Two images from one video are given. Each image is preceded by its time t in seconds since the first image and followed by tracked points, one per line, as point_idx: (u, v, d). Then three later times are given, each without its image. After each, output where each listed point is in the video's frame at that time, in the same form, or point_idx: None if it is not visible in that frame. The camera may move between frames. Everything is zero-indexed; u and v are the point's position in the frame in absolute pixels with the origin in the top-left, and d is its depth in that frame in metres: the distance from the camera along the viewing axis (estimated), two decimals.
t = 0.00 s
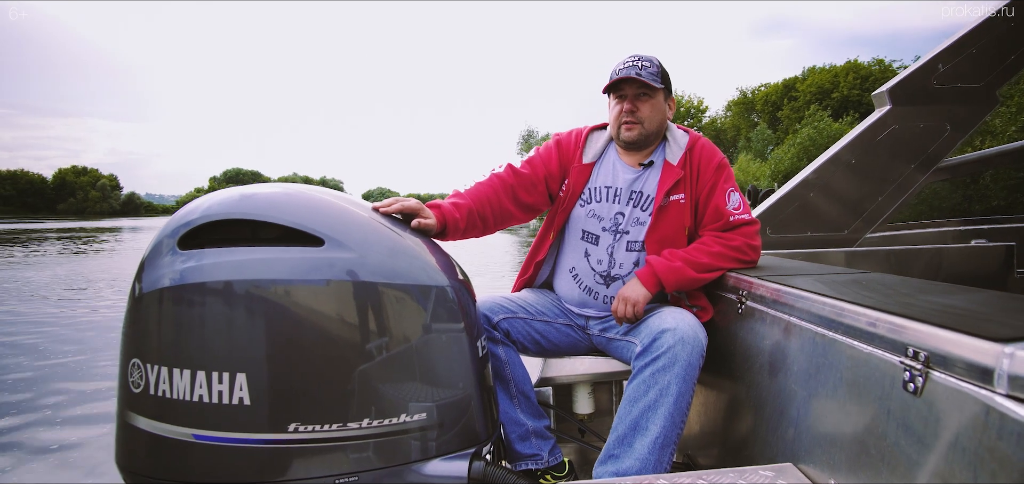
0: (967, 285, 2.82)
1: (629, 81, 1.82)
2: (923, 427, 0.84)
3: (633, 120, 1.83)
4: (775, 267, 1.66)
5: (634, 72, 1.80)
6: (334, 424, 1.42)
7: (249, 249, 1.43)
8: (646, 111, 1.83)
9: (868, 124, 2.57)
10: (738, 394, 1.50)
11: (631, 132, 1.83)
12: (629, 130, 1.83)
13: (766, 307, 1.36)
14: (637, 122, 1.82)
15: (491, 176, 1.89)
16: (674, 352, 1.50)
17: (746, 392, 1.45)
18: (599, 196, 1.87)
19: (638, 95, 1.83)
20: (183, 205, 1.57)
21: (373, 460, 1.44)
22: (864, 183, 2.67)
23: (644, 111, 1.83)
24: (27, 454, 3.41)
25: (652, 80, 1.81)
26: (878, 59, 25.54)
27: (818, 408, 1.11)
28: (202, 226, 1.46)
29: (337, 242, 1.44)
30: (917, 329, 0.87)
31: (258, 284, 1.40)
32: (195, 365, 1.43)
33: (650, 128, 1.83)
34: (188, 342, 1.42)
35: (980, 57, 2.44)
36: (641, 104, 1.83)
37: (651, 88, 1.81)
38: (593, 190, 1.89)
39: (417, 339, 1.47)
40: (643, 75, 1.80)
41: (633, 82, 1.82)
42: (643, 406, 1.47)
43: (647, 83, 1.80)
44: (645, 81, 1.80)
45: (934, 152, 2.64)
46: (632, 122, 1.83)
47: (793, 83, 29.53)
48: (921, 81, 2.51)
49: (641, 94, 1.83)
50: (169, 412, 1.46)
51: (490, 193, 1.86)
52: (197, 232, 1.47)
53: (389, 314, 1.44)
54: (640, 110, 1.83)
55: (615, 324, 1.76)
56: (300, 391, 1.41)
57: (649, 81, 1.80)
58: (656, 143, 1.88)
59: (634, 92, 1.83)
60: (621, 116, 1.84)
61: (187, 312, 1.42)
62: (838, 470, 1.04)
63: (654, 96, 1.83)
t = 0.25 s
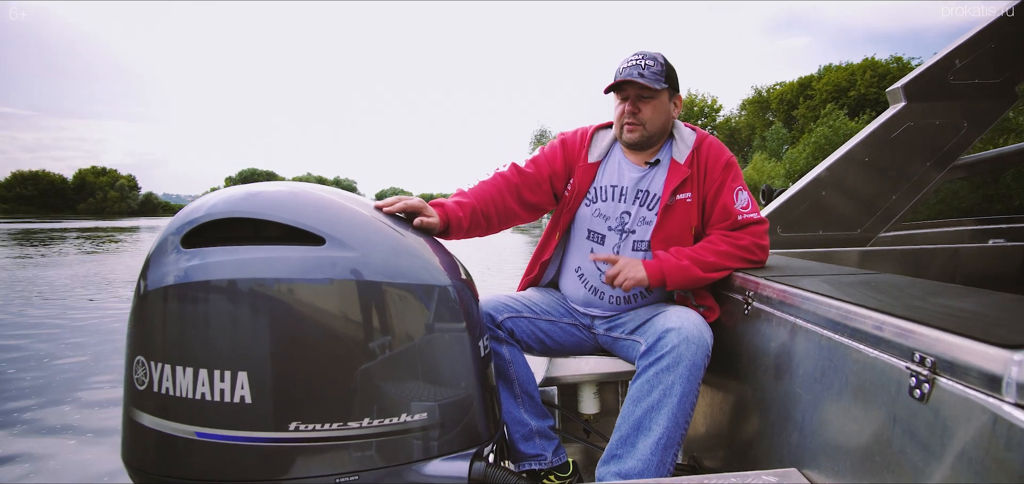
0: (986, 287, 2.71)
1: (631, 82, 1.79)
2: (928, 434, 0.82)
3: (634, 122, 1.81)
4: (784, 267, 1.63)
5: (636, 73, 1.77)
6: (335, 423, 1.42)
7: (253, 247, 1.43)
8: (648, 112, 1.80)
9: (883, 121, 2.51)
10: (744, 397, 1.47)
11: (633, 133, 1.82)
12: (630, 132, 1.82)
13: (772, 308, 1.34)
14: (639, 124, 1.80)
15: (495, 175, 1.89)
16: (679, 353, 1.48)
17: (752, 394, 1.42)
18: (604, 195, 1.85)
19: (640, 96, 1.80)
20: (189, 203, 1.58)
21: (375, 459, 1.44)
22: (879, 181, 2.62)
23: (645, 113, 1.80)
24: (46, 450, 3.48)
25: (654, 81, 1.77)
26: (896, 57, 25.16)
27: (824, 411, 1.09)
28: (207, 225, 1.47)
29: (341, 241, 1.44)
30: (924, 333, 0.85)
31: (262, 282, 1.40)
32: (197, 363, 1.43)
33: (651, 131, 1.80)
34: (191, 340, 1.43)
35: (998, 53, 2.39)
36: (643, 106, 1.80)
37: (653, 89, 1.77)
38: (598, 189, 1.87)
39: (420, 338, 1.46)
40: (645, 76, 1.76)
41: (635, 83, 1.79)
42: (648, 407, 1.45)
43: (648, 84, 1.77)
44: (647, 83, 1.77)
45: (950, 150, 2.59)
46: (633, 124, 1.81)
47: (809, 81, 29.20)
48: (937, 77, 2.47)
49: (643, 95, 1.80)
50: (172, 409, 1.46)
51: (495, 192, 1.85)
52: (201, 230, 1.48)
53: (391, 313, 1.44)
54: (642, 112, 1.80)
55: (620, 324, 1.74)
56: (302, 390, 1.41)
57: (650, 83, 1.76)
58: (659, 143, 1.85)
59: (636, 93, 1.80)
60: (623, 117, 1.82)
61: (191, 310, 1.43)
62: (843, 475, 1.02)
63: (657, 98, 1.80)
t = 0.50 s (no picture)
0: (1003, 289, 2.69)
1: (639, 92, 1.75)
2: (934, 443, 0.81)
3: (640, 132, 1.78)
4: (792, 269, 1.61)
5: (644, 83, 1.73)
6: (336, 425, 1.42)
7: (256, 248, 1.43)
8: (655, 124, 1.77)
9: (895, 118, 2.47)
10: (749, 400, 1.45)
11: (638, 142, 1.80)
12: (636, 141, 1.80)
13: (777, 311, 1.32)
14: (645, 133, 1.78)
15: (498, 175, 1.88)
16: (683, 356, 1.46)
17: (757, 398, 1.41)
18: (610, 197, 1.84)
19: (648, 106, 1.76)
20: (193, 204, 1.59)
21: (377, 460, 1.44)
22: (891, 180, 2.58)
23: (653, 123, 1.77)
24: (60, 447, 3.52)
25: (662, 93, 1.73)
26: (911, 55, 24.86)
27: (829, 416, 1.07)
28: (211, 226, 1.47)
29: (343, 242, 1.44)
30: (929, 340, 0.83)
31: (265, 283, 1.40)
32: (200, 364, 1.44)
33: (657, 141, 1.78)
34: (194, 341, 1.44)
35: (1014, 50, 2.34)
36: (650, 117, 1.77)
37: (661, 101, 1.74)
38: (603, 190, 1.86)
39: (423, 339, 1.46)
40: (653, 88, 1.72)
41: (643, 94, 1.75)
42: (651, 411, 1.43)
43: (656, 96, 1.73)
44: (654, 95, 1.73)
45: (964, 147, 2.53)
46: (639, 133, 1.78)
47: (821, 80, 28.93)
48: (950, 75, 2.43)
49: (651, 106, 1.76)
50: (175, 410, 1.47)
51: (498, 193, 1.85)
52: (205, 230, 1.48)
53: (394, 314, 1.44)
54: (649, 122, 1.77)
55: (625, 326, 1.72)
56: (303, 391, 1.41)
57: (658, 96, 1.72)
58: (665, 151, 1.83)
59: (644, 103, 1.76)
60: (629, 125, 1.80)
61: (194, 311, 1.43)
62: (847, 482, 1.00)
63: (665, 109, 1.76)
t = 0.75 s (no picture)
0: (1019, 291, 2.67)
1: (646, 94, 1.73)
2: (942, 452, 0.79)
3: (648, 134, 1.76)
4: (801, 271, 1.59)
5: (651, 85, 1.71)
6: (340, 426, 1.42)
7: (262, 249, 1.44)
8: (663, 127, 1.74)
9: (909, 117, 2.42)
10: (757, 404, 1.44)
11: (646, 144, 1.78)
12: (644, 143, 1.78)
13: (784, 315, 1.30)
14: (653, 136, 1.75)
15: (504, 176, 1.88)
16: (690, 359, 1.45)
17: (765, 402, 1.39)
18: (617, 198, 1.82)
19: (655, 109, 1.74)
20: (201, 205, 1.60)
21: (382, 461, 1.44)
22: (905, 180, 2.54)
23: (660, 126, 1.75)
24: (78, 444, 3.58)
25: (669, 95, 1.71)
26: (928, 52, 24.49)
27: (836, 422, 1.05)
28: (218, 227, 1.48)
29: (349, 244, 1.44)
30: (937, 347, 0.82)
31: (271, 284, 1.41)
32: (206, 365, 1.45)
33: (665, 143, 1.76)
34: (201, 342, 1.45)
35: None
36: (657, 119, 1.74)
37: (668, 103, 1.71)
38: (611, 192, 1.84)
39: (428, 340, 1.46)
40: (660, 90, 1.70)
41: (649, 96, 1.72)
42: (657, 414, 1.42)
43: (663, 99, 1.70)
44: (661, 98, 1.71)
45: (981, 145, 2.48)
46: (647, 136, 1.76)
47: (836, 78, 28.60)
48: (965, 73, 2.39)
49: (658, 109, 1.73)
50: (182, 410, 1.48)
51: (503, 194, 1.85)
52: (212, 231, 1.49)
53: (399, 316, 1.44)
54: (656, 125, 1.75)
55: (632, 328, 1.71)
56: (308, 392, 1.42)
57: (665, 99, 1.69)
58: (673, 152, 1.81)
59: (651, 106, 1.74)
60: (636, 128, 1.77)
61: (200, 312, 1.44)
62: None
63: (672, 112, 1.74)
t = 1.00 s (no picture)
0: None
1: (653, 90, 1.72)
2: (948, 463, 0.78)
3: (658, 131, 1.75)
4: (808, 275, 1.57)
5: (657, 81, 1.71)
6: (344, 430, 1.43)
7: (267, 254, 1.45)
8: (673, 121, 1.74)
9: (921, 119, 2.39)
10: (763, 410, 1.42)
11: (657, 142, 1.76)
12: (654, 141, 1.76)
13: (790, 320, 1.29)
14: (663, 133, 1.75)
15: (509, 180, 1.88)
16: (695, 365, 1.44)
17: (770, 408, 1.38)
18: (622, 202, 1.82)
19: (663, 105, 1.74)
20: (208, 210, 1.61)
21: (386, 465, 1.44)
22: (916, 182, 2.50)
23: (670, 121, 1.74)
24: (94, 443, 3.64)
25: (677, 89, 1.71)
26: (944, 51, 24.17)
27: (841, 430, 1.04)
28: (224, 231, 1.50)
29: (353, 248, 1.45)
30: (942, 356, 0.81)
31: (277, 288, 1.41)
32: (212, 369, 1.46)
33: (675, 139, 1.75)
34: (207, 345, 1.46)
35: None
36: (666, 115, 1.74)
37: (676, 97, 1.71)
38: (616, 195, 1.84)
39: (432, 344, 1.46)
40: (668, 84, 1.70)
41: (657, 92, 1.72)
42: (662, 420, 1.41)
43: (672, 93, 1.70)
44: (669, 92, 1.70)
45: (995, 147, 2.45)
46: (657, 133, 1.75)
47: (850, 77, 28.32)
48: (978, 74, 2.36)
49: (665, 104, 1.73)
50: (188, 413, 1.50)
51: (508, 198, 1.85)
52: (219, 235, 1.51)
53: (403, 320, 1.44)
54: (666, 121, 1.74)
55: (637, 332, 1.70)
56: (312, 396, 1.42)
57: (674, 92, 1.70)
58: (681, 149, 1.80)
59: (658, 102, 1.74)
60: (645, 127, 1.76)
61: (206, 315, 1.45)
62: None
63: (680, 105, 1.74)
